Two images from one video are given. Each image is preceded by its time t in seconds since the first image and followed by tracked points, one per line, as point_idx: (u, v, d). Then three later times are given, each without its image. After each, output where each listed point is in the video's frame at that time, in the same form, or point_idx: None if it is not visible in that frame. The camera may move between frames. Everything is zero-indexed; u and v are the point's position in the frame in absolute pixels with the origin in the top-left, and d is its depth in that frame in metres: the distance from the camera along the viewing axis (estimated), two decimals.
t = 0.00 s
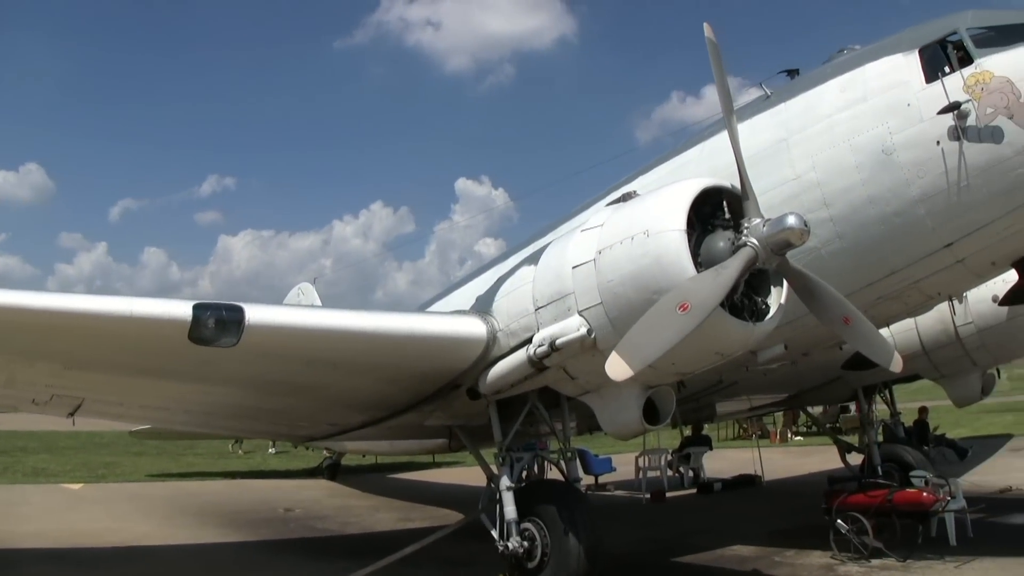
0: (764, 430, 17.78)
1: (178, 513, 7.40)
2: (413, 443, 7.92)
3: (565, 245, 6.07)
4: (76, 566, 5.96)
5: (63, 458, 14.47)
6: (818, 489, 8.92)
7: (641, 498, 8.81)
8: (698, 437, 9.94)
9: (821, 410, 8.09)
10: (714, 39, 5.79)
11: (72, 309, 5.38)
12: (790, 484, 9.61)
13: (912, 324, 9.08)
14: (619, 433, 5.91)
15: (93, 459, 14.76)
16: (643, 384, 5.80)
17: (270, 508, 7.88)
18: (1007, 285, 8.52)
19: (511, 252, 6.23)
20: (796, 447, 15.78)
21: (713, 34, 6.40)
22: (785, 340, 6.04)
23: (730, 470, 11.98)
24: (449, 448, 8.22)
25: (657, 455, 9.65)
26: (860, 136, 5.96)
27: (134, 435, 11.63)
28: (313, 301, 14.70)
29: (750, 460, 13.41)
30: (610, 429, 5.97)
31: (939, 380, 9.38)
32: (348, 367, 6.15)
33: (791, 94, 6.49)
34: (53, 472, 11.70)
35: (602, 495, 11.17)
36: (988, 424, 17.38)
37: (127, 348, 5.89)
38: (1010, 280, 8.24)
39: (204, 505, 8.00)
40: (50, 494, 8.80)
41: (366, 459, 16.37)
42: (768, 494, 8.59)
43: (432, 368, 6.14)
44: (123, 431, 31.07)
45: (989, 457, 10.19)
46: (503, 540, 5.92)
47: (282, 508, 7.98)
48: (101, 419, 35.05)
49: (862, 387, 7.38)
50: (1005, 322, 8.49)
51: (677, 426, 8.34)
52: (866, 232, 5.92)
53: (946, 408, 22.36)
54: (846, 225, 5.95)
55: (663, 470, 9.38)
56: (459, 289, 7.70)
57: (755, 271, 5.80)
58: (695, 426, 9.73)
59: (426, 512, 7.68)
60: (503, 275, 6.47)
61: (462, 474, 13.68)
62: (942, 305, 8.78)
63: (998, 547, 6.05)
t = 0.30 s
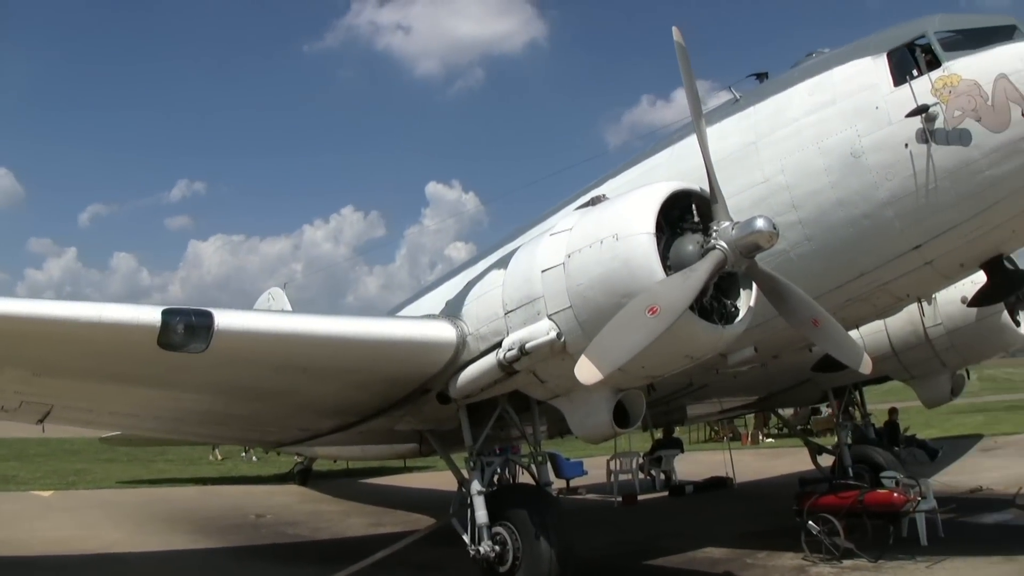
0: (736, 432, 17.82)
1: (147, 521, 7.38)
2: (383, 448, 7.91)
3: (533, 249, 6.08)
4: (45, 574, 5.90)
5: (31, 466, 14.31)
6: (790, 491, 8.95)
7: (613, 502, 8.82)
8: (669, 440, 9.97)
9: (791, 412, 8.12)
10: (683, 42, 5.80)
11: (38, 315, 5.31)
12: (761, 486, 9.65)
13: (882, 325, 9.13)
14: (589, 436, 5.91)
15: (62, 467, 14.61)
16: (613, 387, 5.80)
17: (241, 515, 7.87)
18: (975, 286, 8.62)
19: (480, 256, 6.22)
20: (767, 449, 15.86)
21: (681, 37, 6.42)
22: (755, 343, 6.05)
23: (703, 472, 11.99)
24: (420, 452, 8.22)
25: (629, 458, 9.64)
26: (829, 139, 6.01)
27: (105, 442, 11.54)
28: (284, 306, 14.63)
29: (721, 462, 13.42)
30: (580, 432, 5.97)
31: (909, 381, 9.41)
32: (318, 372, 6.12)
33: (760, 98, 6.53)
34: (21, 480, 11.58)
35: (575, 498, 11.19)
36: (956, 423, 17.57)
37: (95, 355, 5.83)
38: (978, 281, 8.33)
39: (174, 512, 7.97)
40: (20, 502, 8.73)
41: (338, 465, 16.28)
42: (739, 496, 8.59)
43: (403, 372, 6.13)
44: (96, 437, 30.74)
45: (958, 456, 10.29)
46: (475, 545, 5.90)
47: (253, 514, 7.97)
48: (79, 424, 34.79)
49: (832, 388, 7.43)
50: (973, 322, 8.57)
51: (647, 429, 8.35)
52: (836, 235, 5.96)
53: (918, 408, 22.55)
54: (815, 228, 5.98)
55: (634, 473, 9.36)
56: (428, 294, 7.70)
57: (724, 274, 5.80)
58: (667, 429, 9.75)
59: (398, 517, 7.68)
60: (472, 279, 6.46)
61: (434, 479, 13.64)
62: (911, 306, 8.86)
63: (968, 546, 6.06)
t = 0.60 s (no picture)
0: (709, 439, 17.82)
1: (117, 524, 7.35)
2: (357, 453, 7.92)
3: (508, 255, 6.08)
4: None
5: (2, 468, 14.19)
6: (763, 498, 8.98)
7: (586, 508, 8.83)
8: (643, 447, 10.00)
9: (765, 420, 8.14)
10: (660, 50, 5.81)
11: (10, 316, 5.22)
12: (734, 494, 9.67)
13: (856, 335, 9.14)
14: (562, 443, 5.91)
15: (33, 469, 14.49)
16: (587, 394, 5.80)
17: (214, 519, 7.87)
18: (949, 296, 8.66)
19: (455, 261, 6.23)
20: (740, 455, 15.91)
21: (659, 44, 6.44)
22: (729, 350, 6.07)
23: (677, 479, 11.99)
24: (393, 457, 8.22)
25: (602, 465, 9.63)
26: (805, 148, 6.04)
27: (78, 444, 11.47)
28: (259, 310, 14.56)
29: (695, 470, 13.45)
30: (553, 439, 5.97)
31: (883, 391, 9.42)
32: (292, 376, 6.11)
33: (737, 106, 6.57)
34: None
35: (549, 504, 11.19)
36: (927, 430, 17.69)
37: (67, 357, 5.77)
38: (952, 290, 8.35)
39: (146, 516, 7.95)
40: None
41: (311, 468, 16.20)
42: (712, 503, 8.58)
43: (376, 377, 6.12)
44: (69, 439, 30.46)
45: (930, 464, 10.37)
46: (447, 550, 5.88)
47: (226, 518, 7.97)
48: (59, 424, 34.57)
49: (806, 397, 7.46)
50: (948, 331, 8.59)
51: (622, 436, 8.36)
52: (811, 244, 6.00)
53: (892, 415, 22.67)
54: (790, 237, 6.02)
55: (608, 480, 9.34)
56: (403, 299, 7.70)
57: (699, 281, 5.81)
58: (641, 436, 9.78)
59: (371, 523, 7.69)
60: (447, 285, 6.46)
61: (407, 483, 13.61)
62: (885, 315, 8.87)
63: (941, 554, 6.06)
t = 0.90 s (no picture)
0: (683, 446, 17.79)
1: (88, 529, 7.33)
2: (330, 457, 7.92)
3: (482, 261, 6.09)
4: None
5: None
6: (736, 504, 9.01)
7: (560, 514, 8.85)
8: (616, 453, 10.02)
9: (738, 426, 8.17)
10: (636, 57, 5.83)
11: None
12: (707, 499, 9.71)
13: (829, 342, 9.17)
14: (535, 448, 5.91)
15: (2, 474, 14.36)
16: (560, 400, 5.81)
17: (187, 524, 7.87)
18: (922, 303, 8.73)
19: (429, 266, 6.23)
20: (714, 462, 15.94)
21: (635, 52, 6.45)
22: (702, 357, 6.09)
23: (650, 485, 11.99)
24: (366, 462, 8.23)
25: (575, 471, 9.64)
26: (779, 156, 6.08)
27: (50, 448, 11.39)
28: (231, 313, 14.45)
29: (668, 475, 13.49)
30: (526, 445, 5.98)
31: (856, 398, 9.43)
32: (265, 381, 6.09)
33: (712, 113, 6.60)
34: None
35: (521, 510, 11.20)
36: (901, 438, 17.77)
37: (37, 360, 5.67)
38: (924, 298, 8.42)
39: (118, 521, 7.93)
40: None
41: (283, 474, 16.08)
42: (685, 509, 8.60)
43: (349, 382, 6.12)
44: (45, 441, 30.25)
45: (903, 471, 10.43)
46: (420, 556, 5.87)
47: (198, 523, 7.96)
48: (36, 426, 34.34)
49: (779, 403, 7.49)
50: (920, 339, 8.66)
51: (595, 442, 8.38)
52: (784, 251, 6.03)
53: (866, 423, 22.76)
54: (764, 244, 6.05)
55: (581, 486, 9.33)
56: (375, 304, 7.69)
57: (672, 288, 5.82)
58: (614, 442, 9.79)
59: (343, 528, 7.69)
60: (420, 290, 6.46)
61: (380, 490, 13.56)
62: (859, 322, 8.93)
63: (913, 561, 6.07)
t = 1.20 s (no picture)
0: (656, 451, 17.82)
1: (60, 532, 7.29)
2: (304, 460, 7.92)
3: (456, 265, 6.09)
4: None
5: None
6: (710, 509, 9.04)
7: (534, 518, 8.87)
8: (590, 457, 10.05)
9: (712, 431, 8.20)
10: (612, 62, 5.84)
11: None
12: (682, 504, 9.74)
13: (803, 347, 9.19)
14: (508, 452, 5.91)
15: None
16: (533, 404, 5.82)
17: (160, 527, 7.86)
18: (896, 310, 8.78)
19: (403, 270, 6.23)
20: (689, 467, 15.97)
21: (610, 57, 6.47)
22: (675, 362, 6.11)
23: (625, 490, 12.00)
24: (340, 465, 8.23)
25: (549, 475, 9.69)
26: (754, 162, 6.11)
27: (24, 450, 11.31)
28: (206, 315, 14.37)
29: (642, 479, 13.53)
30: (500, 449, 5.98)
31: (829, 403, 9.45)
32: (238, 383, 6.07)
33: (688, 119, 6.63)
34: None
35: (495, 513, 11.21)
36: (873, 443, 17.89)
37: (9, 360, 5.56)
38: (898, 304, 8.46)
39: (90, 524, 7.90)
40: None
41: (259, 477, 16.04)
42: (658, 514, 8.59)
43: (324, 385, 6.11)
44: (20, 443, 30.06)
45: (877, 475, 10.49)
46: (393, 559, 5.86)
47: (171, 526, 7.96)
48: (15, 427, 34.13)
49: (752, 409, 7.52)
50: (894, 345, 8.69)
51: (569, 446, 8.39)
52: (758, 257, 6.05)
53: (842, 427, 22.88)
54: (738, 250, 6.07)
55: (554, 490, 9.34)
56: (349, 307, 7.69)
57: (646, 293, 5.84)
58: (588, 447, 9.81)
59: (317, 531, 7.69)
60: (394, 294, 6.45)
61: (357, 493, 13.53)
62: (833, 328, 8.97)
63: (886, 565, 6.08)
